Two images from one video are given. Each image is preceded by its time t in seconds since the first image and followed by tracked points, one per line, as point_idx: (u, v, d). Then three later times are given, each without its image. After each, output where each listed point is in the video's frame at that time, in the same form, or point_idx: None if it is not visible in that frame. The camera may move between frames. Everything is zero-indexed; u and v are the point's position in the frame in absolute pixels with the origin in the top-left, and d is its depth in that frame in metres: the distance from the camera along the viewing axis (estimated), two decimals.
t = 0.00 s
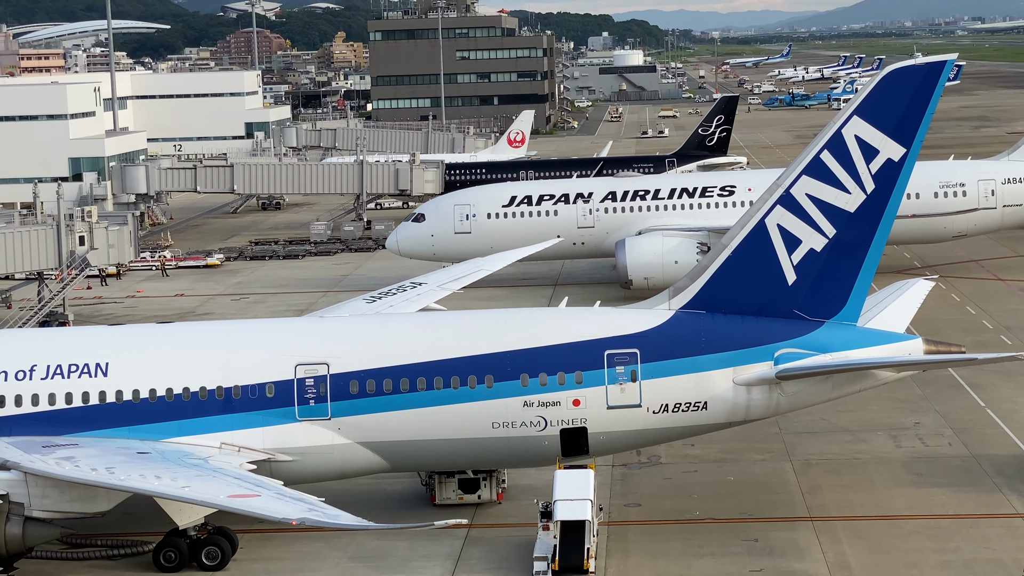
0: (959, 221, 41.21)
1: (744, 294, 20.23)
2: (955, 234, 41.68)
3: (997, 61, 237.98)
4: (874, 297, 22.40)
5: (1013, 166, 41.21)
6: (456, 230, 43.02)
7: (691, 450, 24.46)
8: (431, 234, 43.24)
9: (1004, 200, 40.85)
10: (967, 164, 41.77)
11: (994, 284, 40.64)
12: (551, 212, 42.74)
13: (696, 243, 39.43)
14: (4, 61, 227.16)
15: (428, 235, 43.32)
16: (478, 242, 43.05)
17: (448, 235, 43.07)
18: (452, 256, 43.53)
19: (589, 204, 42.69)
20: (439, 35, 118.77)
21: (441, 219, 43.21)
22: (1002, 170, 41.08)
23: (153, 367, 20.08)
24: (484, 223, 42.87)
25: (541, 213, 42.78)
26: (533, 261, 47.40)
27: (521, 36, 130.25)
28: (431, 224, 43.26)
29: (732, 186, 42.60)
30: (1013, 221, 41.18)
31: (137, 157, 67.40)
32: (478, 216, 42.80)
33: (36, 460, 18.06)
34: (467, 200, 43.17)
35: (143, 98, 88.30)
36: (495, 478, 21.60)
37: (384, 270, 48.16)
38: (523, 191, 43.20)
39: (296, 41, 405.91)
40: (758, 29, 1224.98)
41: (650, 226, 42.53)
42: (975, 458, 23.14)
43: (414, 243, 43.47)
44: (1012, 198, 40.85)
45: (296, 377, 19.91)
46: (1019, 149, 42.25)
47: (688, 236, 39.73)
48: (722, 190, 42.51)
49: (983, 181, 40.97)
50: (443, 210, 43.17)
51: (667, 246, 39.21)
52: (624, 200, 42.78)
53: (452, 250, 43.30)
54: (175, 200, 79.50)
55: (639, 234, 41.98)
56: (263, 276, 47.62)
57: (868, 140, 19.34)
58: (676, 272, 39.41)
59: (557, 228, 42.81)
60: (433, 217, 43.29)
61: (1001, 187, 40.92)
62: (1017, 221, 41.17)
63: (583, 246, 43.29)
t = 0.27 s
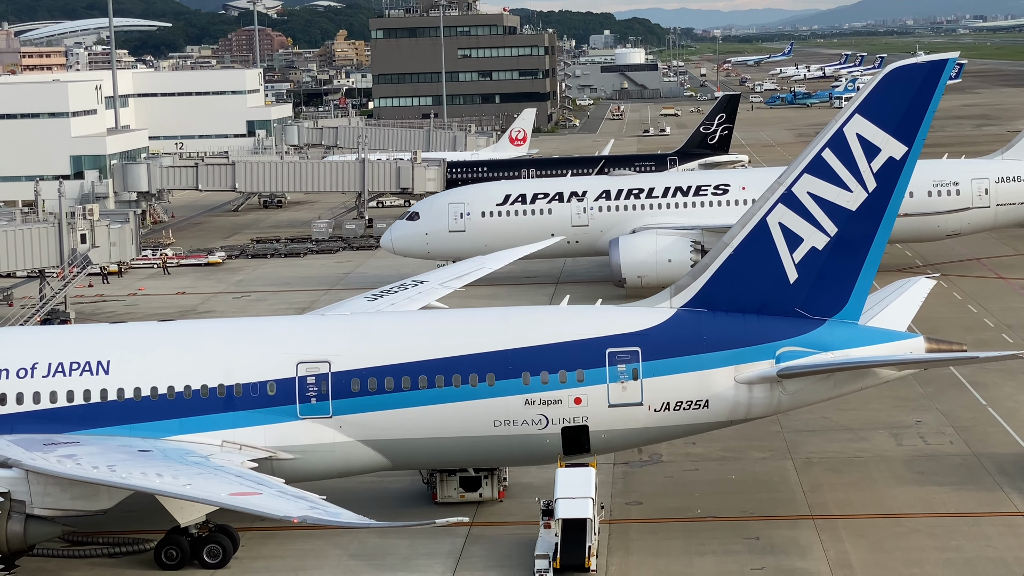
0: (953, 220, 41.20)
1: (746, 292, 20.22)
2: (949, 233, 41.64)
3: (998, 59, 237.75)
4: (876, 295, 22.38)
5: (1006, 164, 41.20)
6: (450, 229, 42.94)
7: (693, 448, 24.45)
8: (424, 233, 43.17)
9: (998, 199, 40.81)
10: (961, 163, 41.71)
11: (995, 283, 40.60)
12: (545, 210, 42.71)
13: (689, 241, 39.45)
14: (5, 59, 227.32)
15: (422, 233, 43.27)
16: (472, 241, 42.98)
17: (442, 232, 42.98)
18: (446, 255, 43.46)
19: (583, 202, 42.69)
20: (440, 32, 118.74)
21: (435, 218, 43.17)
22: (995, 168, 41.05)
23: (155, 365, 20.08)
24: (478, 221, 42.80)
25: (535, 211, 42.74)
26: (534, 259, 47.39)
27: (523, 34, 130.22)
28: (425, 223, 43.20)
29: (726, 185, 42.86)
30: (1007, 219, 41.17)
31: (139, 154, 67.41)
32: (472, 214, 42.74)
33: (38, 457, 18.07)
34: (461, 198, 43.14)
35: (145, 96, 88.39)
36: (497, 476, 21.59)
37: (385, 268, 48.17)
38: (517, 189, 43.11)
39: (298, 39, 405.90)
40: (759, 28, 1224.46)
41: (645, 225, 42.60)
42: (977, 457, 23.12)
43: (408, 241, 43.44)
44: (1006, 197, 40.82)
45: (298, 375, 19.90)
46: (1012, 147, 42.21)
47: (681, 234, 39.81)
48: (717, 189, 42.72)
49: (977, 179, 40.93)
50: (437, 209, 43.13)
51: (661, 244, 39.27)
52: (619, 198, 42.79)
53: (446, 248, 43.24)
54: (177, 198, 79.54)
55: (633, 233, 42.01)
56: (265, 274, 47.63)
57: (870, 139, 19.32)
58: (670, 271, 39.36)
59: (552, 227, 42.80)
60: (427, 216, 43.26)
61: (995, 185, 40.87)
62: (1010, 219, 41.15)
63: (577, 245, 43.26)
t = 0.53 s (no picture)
0: (946, 218, 41.17)
1: (748, 291, 20.21)
2: (942, 231, 41.65)
3: (1000, 57, 237.56)
4: (879, 293, 22.35)
5: (1000, 163, 41.18)
6: (444, 227, 42.93)
7: (694, 446, 24.46)
8: (419, 231, 43.16)
9: (991, 198, 40.85)
10: (956, 161, 41.60)
11: (997, 281, 40.58)
12: (539, 209, 42.73)
13: (683, 241, 39.56)
14: (7, 57, 227.48)
15: (416, 232, 43.26)
16: (466, 239, 42.97)
17: (436, 231, 42.98)
18: (440, 253, 43.44)
19: (576, 201, 42.70)
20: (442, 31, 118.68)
21: (429, 216, 43.17)
22: (989, 167, 41.04)
23: (157, 363, 20.09)
24: (472, 220, 42.78)
25: (529, 210, 42.76)
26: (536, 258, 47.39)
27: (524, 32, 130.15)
28: (419, 221, 43.19)
29: (720, 183, 42.99)
30: (1000, 217, 41.25)
31: (140, 152, 67.42)
32: (466, 213, 42.73)
33: (40, 455, 18.08)
34: (455, 196, 43.11)
35: (146, 94, 88.47)
36: (499, 474, 21.57)
37: (386, 266, 48.16)
38: (511, 187, 43.05)
39: (299, 37, 405.77)
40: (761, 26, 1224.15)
41: (639, 223, 42.60)
42: (978, 455, 23.13)
43: (402, 239, 43.39)
44: (999, 196, 40.86)
45: (299, 373, 19.91)
46: (1005, 145, 42.06)
47: (675, 233, 39.93)
48: (711, 187, 42.87)
49: (970, 179, 40.88)
50: (431, 208, 43.15)
51: (654, 243, 39.37)
52: (613, 196, 42.78)
53: (439, 246, 43.22)
54: (178, 196, 79.55)
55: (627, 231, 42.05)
56: (266, 272, 47.64)
57: (872, 137, 19.31)
58: (663, 270, 39.46)
59: (545, 225, 42.81)
60: (421, 214, 43.27)
61: (988, 184, 40.87)
62: (1003, 217, 41.24)
63: (571, 243, 43.21)
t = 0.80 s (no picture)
0: (940, 217, 41.13)
1: (749, 289, 20.20)
2: (936, 229, 41.61)
3: (1001, 55, 237.23)
4: (881, 291, 22.35)
5: (994, 162, 41.13)
6: (438, 226, 42.90)
7: (696, 445, 24.46)
8: (412, 229, 43.08)
9: (985, 196, 40.83)
10: (949, 160, 41.60)
11: (998, 279, 40.54)
12: (533, 207, 42.74)
13: (677, 239, 39.53)
14: (8, 55, 227.48)
15: (411, 230, 43.18)
16: (460, 238, 42.95)
17: (430, 229, 42.93)
18: (435, 251, 43.38)
19: (571, 199, 42.72)
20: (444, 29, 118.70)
21: (423, 215, 43.12)
22: (982, 165, 41.03)
23: (158, 361, 20.11)
24: (466, 218, 42.78)
25: (523, 208, 42.76)
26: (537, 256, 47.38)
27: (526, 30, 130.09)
28: (413, 219, 43.13)
29: (714, 182, 43.03)
30: (994, 216, 41.23)
31: (142, 150, 67.45)
32: (461, 211, 42.73)
33: (41, 453, 18.10)
34: (448, 195, 43.10)
35: (147, 92, 88.72)
36: (500, 472, 21.57)
37: (388, 264, 48.17)
38: (505, 186, 43.03)
39: (301, 35, 405.73)
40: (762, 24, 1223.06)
41: (632, 222, 42.62)
42: (979, 453, 23.12)
43: (395, 238, 43.34)
44: (993, 194, 40.84)
45: (301, 371, 19.92)
46: (999, 143, 41.97)
47: (668, 232, 39.92)
48: (704, 186, 42.92)
49: (964, 177, 40.86)
50: (425, 206, 43.12)
51: (648, 241, 39.34)
52: (607, 194, 42.82)
53: (433, 245, 43.19)
54: (179, 193, 79.60)
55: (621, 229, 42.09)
56: (268, 270, 47.65)
57: (874, 135, 19.30)
58: (657, 268, 39.38)
59: (539, 223, 42.80)
60: (415, 213, 43.19)
61: (982, 183, 40.86)
62: (997, 216, 41.21)
63: (566, 241, 43.17)
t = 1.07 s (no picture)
0: (934, 216, 41.07)
1: (751, 287, 20.19)
2: (932, 228, 41.57)
3: (1003, 54, 237.24)
4: (882, 290, 22.33)
5: (989, 161, 41.06)
6: (433, 225, 42.97)
7: (697, 443, 24.44)
8: (408, 228, 43.20)
9: (980, 195, 40.83)
10: (942, 159, 41.67)
11: (1000, 278, 40.52)
12: (528, 206, 42.73)
13: (671, 238, 39.56)
14: (11, 53, 227.59)
15: (405, 229, 43.30)
16: (454, 237, 43.00)
17: (425, 228, 43.01)
18: (430, 249, 43.47)
19: (565, 198, 42.71)
20: (446, 27, 118.69)
21: (418, 214, 43.21)
22: (977, 165, 40.99)
23: (159, 360, 20.11)
24: (461, 217, 42.84)
25: (518, 207, 42.76)
26: (539, 254, 47.38)
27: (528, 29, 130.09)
28: (408, 219, 43.22)
29: (709, 180, 42.86)
30: (989, 215, 41.19)
31: (144, 149, 67.45)
32: (455, 210, 42.77)
33: (43, 451, 18.12)
34: (444, 193, 43.13)
35: (150, 91, 88.76)
36: (502, 471, 21.55)
37: (390, 262, 48.17)
38: (500, 184, 43.12)
39: (303, 33, 405.62)
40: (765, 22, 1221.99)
41: (627, 221, 42.58)
42: (981, 452, 23.12)
43: (390, 236, 43.48)
44: (987, 193, 40.81)
45: (302, 370, 19.92)
46: (993, 143, 41.93)
47: (663, 231, 39.90)
48: (699, 184, 42.73)
49: (959, 176, 40.87)
50: (420, 205, 43.19)
51: (642, 240, 39.34)
52: (602, 192, 42.78)
53: (428, 244, 43.26)
54: (181, 192, 79.63)
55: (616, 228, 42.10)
56: (269, 269, 47.65)
57: (876, 133, 19.29)
58: (651, 267, 39.43)
59: (534, 222, 42.80)
60: (410, 211, 43.32)
61: (977, 181, 40.86)
62: (993, 215, 41.16)
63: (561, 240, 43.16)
